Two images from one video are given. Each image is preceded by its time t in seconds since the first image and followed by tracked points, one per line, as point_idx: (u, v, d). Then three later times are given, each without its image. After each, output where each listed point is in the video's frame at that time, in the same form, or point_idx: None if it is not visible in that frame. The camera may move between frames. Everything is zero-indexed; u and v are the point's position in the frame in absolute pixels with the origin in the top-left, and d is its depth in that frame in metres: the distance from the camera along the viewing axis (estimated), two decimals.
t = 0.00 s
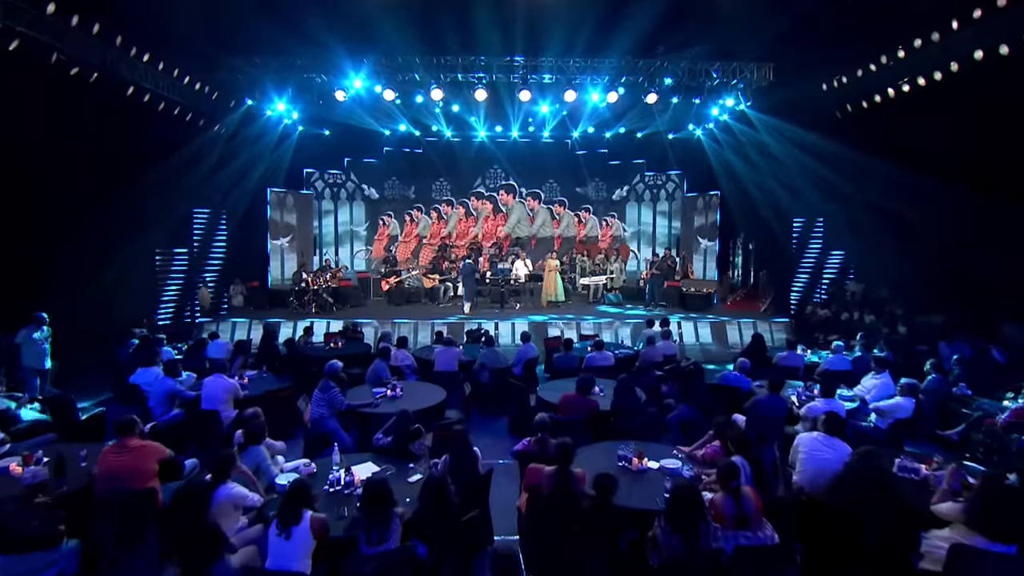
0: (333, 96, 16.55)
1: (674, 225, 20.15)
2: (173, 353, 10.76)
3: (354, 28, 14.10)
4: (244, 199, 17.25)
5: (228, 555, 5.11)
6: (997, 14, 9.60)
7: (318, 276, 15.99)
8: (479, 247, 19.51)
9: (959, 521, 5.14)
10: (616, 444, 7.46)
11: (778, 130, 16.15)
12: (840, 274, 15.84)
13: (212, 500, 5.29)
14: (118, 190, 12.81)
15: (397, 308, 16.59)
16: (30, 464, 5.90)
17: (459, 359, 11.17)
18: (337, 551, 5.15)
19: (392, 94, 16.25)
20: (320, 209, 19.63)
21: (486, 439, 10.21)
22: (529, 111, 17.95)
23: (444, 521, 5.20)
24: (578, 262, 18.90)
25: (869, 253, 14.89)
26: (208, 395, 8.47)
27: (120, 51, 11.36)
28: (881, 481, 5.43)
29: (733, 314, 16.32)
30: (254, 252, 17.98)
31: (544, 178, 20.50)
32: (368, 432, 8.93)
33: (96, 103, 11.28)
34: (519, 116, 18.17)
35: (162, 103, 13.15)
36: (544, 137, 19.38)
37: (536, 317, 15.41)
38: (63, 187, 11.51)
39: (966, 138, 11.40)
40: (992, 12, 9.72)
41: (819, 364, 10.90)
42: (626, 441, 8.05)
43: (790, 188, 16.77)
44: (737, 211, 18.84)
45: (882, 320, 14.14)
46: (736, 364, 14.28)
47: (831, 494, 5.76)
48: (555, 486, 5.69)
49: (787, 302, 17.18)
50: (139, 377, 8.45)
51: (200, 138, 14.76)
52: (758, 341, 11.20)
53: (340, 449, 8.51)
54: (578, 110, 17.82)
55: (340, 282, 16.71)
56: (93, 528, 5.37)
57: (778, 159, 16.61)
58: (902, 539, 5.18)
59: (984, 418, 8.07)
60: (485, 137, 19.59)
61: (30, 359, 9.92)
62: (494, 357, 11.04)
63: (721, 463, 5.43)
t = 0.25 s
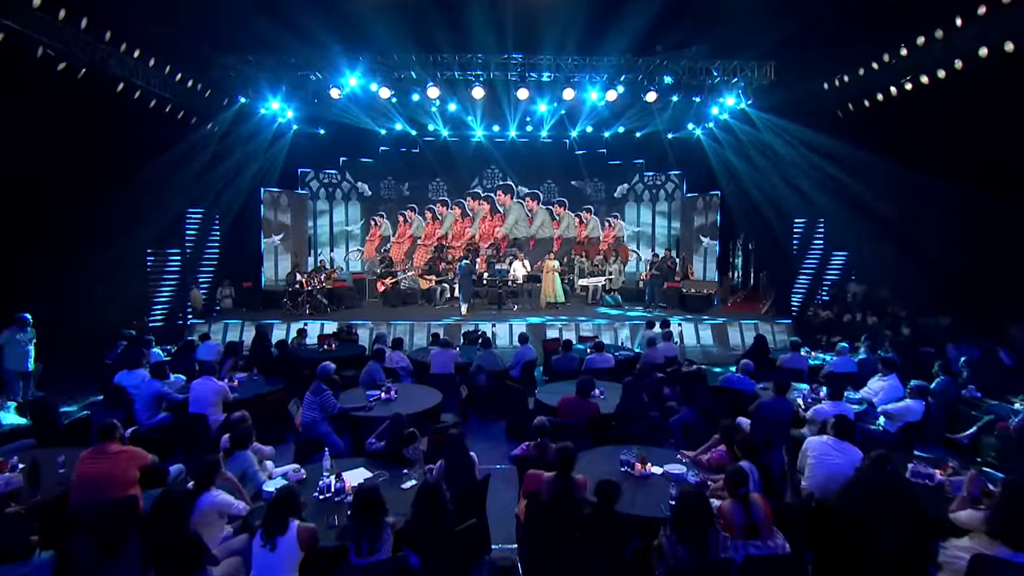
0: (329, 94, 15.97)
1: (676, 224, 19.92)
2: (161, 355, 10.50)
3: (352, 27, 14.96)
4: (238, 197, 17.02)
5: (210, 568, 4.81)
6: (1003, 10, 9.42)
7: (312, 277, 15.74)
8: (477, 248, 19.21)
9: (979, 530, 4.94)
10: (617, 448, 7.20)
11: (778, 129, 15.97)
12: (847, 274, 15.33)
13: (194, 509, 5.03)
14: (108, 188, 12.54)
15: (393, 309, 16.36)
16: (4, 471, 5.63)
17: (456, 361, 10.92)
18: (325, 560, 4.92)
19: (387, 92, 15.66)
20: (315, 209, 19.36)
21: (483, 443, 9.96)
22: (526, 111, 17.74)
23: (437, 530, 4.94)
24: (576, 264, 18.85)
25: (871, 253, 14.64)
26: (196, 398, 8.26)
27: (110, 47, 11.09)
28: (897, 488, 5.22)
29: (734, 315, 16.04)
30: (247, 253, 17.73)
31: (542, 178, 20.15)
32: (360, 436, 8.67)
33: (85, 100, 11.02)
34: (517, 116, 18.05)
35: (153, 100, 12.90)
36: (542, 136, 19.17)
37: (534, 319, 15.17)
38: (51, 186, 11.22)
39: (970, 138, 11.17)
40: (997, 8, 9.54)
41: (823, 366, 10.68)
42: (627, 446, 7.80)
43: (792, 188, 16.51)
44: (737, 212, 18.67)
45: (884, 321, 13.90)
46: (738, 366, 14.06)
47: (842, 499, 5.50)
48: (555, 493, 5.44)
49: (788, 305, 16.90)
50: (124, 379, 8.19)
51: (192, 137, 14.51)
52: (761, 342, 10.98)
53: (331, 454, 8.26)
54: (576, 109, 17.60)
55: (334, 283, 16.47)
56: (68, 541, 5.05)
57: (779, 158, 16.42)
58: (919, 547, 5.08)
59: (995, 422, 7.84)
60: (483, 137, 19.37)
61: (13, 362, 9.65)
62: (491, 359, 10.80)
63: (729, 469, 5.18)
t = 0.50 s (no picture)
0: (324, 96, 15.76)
1: (679, 227, 19.56)
2: (149, 361, 10.20)
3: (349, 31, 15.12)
4: (232, 199, 16.75)
5: None
6: (1007, 11, 9.24)
7: (307, 281, 15.49)
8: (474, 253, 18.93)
9: (1004, 544, 4.67)
10: (620, 458, 6.92)
11: (780, 132, 15.82)
12: (850, 281, 15.12)
13: (172, 524, 4.71)
14: (99, 189, 12.28)
15: (389, 314, 16.10)
16: None
17: (452, 368, 10.62)
18: None
19: (384, 94, 15.44)
20: (310, 213, 19.02)
21: (480, 452, 9.65)
22: (522, 113, 17.44)
23: (431, 547, 4.66)
24: (575, 269, 18.52)
25: (875, 258, 14.45)
26: (182, 405, 7.94)
27: (100, 47, 10.81)
28: (915, 500, 4.96)
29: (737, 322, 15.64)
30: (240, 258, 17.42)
31: (540, 182, 19.87)
32: (353, 445, 8.37)
33: (75, 99, 10.74)
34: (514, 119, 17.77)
35: (145, 102, 12.63)
36: (540, 139, 18.97)
37: (532, 324, 14.89)
38: (38, 188, 10.93)
39: (975, 141, 10.96)
40: (1002, 10, 9.37)
41: (829, 373, 10.41)
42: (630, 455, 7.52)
43: (794, 192, 16.26)
44: (738, 217, 18.44)
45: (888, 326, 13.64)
46: (741, 373, 13.80)
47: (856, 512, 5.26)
48: (555, 506, 5.17)
49: (789, 312, 16.63)
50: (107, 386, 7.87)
51: (185, 139, 14.25)
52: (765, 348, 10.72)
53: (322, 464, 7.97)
54: (575, 112, 17.39)
55: (329, 288, 16.18)
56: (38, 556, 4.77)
57: (781, 161, 16.23)
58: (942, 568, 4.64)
59: (1011, 431, 7.56)
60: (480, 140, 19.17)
61: None
62: (489, 366, 10.52)
63: (738, 480, 4.91)
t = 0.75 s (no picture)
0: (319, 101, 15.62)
1: (679, 235, 19.37)
2: (134, 370, 9.86)
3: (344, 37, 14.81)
4: (224, 205, 16.45)
5: None
6: (1012, 16, 8.91)
7: (300, 290, 15.13)
8: (472, 261, 18.63)
9: None
10: (623, 473, 6.62)
11: (779, 140, 15.44)
12: (851, 290, 15.17)
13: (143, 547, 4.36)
14: (84, 193, 11.94)
15: (384, 323, 15.80)
16: None
17: (448, 378, 10.30)
18: None
19: (380, 100, 15.34)
20: (305, 220, 18.76)
21: (476, 465, 9.33)
22: (519, 120, 17.21)
23: (424, 569, 4.32)
24: (574, 278, 18.34)
25: (878, 265, 14.38)
26: (165, 417, 7.59)
27: (91, 51, 10.48)
28: (938, 514, 4.65)
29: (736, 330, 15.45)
30: (231, 266, 17.10)
31: (538, 190, 19.61)
32: (344, 459, 8.05)
33: (65, 104, 10.38)
34: (509, 126, 17.54)
35: (137, 107, 12.29)
36: (539, 147, 18.73)
37: (530, 334, 14.59)
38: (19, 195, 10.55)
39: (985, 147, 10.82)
40: (1006, 16, 9.06)
41: (836, 383, 10.13)
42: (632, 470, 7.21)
43: (797, 199, 15.98)
44: (739, 224, 18.25)
45: (893, 335, 13.41)
46: (744, 383, 13.53)
47: (874, 528, 4.95)
48: (555, 525, 4.84)
49: (791, 322, 16.36)
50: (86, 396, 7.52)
51: (177, 145, 13.93)
52: (769, 357, 10.45)
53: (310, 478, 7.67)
54: (574, 119, 17.21)
55: (323, 297, 15.90)
56: None
57: (782, 169, 15.90)
58: None
59: None
60: (478, 147, 18.93)
61: None
62: (486, 376, 10.21)
63: (751, 497, 4.60)
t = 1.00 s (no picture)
0: (313, 105, 15.38)
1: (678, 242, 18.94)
2: (117, 380, 9.52)
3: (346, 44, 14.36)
4: (216, 212, 16.06)
5: None
6: (1017, 19, 8.76)
7: (292, 297, 14.72)
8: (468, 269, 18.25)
9: None
10: (627, 488, 6.28)
11: (783, 146, 15.13)
12: (854, 298, 14.71)
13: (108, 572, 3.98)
14: (71, 198, 11.62)
15: (378, 332, 15.47)
16: None
17: (443, 388, 9.97)
18: None
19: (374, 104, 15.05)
20: (298, 227, 18.50)
21: (472, 480, 8.98)
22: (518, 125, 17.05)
23: None
24: (572, 285, 18.03)
25: (881, 272, 14.04)
26: (146, 429, 7.22)
27: (78, 52, 10.19)
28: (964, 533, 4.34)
29: (736, 339, 15.13)
30: (223, 274, 16.70)
31: (536, 198, 19.31)
32: (333, 472, 7.69)
33: (50, 105, 10.07)
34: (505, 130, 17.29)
35: (127, 110, 12.00)
36: (537, 152, 18.58)
37: (527, 342, 14.25)
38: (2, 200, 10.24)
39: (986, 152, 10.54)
40: (1010, 19, 8.91)
41: (844, 393, 9.82)
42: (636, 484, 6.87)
43: (800, 206, 15.70)
44: (743, 233, 17.77)
45: (898, 345, 13.09)
46: (748, 393, 13.22)
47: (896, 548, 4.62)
48: (556, 545, 4.50)
49: (794, 331, 16.02)
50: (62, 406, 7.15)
51: (167, 149, 13.62)
52: (775, 367, 10.15)
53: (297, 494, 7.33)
54: (573, 125, 17.01)
55: (316, 304, 15.58)
56: None
57: (789, 176, 15.50)
58: None
59: None
60: (476, 153, 18.72)
61: None
62: (483, 386, 9.87)
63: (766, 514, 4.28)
